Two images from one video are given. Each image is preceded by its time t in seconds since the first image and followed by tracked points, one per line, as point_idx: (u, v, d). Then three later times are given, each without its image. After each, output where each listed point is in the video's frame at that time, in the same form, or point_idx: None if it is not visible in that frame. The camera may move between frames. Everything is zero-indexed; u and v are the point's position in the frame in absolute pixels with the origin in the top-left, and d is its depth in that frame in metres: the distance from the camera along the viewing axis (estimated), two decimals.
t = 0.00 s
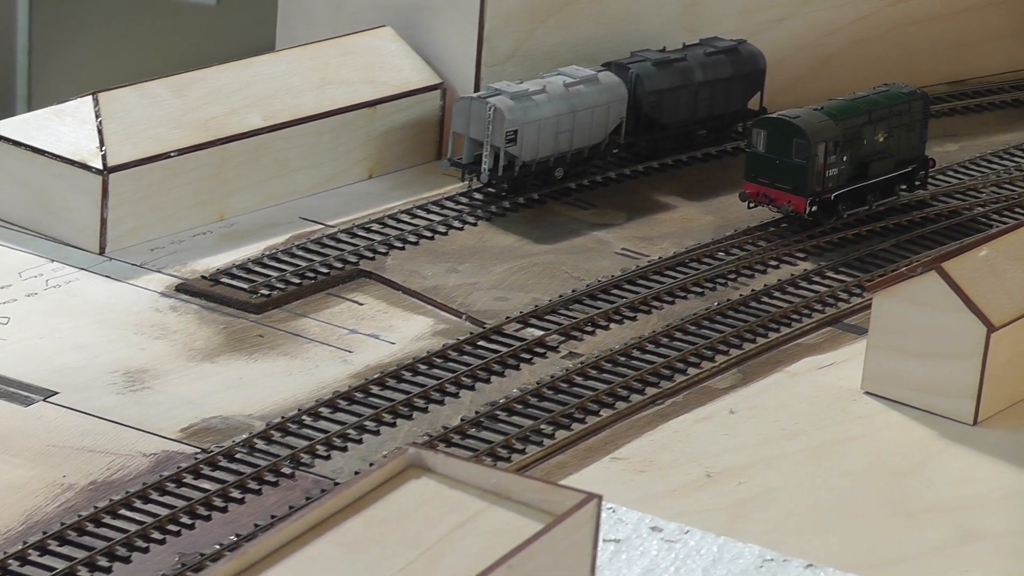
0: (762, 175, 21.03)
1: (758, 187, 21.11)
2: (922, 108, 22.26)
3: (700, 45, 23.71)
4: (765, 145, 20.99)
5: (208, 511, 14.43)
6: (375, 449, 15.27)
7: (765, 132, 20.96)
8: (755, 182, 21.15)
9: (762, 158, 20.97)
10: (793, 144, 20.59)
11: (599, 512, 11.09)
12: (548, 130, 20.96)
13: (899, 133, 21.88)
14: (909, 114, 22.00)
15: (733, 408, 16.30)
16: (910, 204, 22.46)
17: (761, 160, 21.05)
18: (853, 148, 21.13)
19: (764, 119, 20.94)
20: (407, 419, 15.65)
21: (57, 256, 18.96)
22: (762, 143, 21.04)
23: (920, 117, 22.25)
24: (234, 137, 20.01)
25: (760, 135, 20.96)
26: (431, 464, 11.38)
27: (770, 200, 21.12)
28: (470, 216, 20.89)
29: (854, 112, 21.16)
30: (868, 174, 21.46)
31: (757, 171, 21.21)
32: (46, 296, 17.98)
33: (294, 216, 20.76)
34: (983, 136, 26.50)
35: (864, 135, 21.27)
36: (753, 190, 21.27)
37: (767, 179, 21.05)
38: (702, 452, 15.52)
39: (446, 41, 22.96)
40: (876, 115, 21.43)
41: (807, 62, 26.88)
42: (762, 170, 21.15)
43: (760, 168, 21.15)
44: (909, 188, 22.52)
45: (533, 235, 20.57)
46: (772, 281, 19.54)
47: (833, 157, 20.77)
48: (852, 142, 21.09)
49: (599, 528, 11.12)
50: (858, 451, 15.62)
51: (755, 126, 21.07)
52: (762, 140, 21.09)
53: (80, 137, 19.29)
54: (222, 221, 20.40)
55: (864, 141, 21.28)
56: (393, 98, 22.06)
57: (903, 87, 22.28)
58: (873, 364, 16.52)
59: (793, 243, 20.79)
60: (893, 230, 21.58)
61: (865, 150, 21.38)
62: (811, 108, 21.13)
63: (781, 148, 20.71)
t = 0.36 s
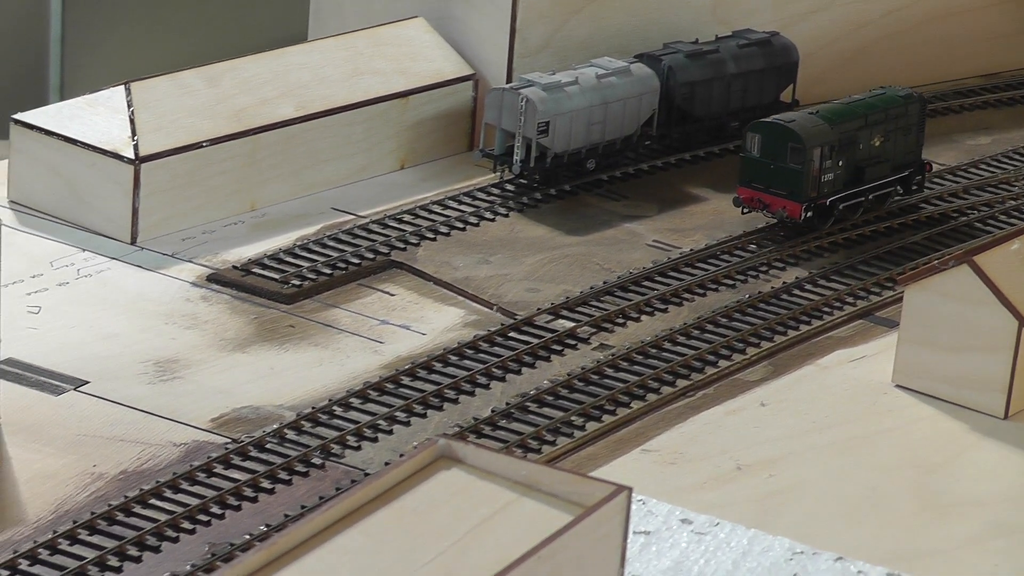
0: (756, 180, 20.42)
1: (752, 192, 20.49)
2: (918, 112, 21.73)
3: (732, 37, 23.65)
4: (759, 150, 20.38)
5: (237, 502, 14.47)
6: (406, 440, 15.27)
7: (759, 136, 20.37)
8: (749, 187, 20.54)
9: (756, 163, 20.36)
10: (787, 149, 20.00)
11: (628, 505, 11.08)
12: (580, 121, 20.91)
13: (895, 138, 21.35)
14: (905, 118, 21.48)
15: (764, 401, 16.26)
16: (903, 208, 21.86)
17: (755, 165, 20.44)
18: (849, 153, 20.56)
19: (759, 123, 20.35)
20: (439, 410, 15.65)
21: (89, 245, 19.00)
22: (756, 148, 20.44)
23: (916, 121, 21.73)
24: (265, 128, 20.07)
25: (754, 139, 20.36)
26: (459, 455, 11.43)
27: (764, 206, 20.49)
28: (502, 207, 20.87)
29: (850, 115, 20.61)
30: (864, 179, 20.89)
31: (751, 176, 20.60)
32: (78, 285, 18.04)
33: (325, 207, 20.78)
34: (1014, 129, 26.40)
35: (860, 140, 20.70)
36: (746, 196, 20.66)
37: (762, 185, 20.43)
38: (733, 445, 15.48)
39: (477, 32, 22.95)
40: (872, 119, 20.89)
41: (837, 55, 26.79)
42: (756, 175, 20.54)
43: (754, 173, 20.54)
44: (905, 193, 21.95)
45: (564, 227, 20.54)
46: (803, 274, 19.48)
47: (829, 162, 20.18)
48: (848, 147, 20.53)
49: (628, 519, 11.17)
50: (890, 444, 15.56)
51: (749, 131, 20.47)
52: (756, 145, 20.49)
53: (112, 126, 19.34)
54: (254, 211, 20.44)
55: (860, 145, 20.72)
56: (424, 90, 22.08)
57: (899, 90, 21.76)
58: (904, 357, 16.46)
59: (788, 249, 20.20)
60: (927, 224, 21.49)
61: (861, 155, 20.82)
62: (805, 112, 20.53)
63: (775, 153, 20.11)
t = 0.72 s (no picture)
0: (749, 184, 19.92)
1: (744, 197, 19.99)
2: (914, 113, 21.23)
3: (765, 28, 23.58)
4: (751, 154, 19.88)
5: (268, 493, 14.49)
6: (438, 431, 15.27)
7: (752, 139, 19.87)
8: (742, 192, 20.03)
9: (748, 167, 19.86)
10: (781, 152, 19.50)
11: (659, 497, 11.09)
12: (612, 112, 20.96)
13: (890, 140, 20.86)
14: (901, 120, 20.99)
15: (797, 392, 16.24)
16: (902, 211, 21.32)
17: (747, 169, 19.93)
18: (843, 156, 20.06)
19: (750, 126, 19.85)
20: (470, 401, 15.66)
21: (120, 236, 19.04)
22: (749, 151, 19.94)
23: (911, 123, 21.24)
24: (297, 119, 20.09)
25: (746, 143, 19.86)
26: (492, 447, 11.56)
27: (757, 211, 19.99)
28: (534, 198, 20.88)
29: (845, 117, 20.11)
30: (859, 182, 20.40)
31: (744, 180, 20.10)
32: (108, 276, 18.07)
33: (357, 197, 20.80)
34: None
35: (855, 143, 20.21)
36: (739, 200, 20.14)
37: (755, 189, 19.93)
38: (766, 436, 15.47)
39: (509, 22, 22.95)
40: (867, 121, 20.39)
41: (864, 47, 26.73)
42: (749, 179, 20.04)
43: (746, 177, 20.03)
44: (901, 196, 21.46)
45: (595, 218, 20.53)
46: (834, 265, 19.48)
47: (822, 166, 19.68)
48: (842, 151, 20.03)
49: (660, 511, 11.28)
50: (922, 435, 15.55)
51: (741, 134, 19.97)
52: (749, 149, 19.99)
53: (144, 117, 19.37)
54: (285, 202, 20.45)
55: (854, 148, 20.21)
56: (456, 81, 22.10)
57: (894, 91, 21.27)
58: (938, 349, 16.44)
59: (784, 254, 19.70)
60: (960, 212, 21.48)
61: (856, 158, 20.32)
62: (798, 115, 20.02)
63: (768, 156, 19.62)
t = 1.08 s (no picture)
0: (740, 190, 19.37)
1: (735, 203, 19.44)
2: (908, 116, 20.68)
3: (797, 18, 23.60)
4: (742, 159, 19.34)
5: (300, 483, 14.54)
6: (470, 422, 15.27)
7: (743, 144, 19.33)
8: (733, 198, 19.48)
9: (739, 172, 19.32)
10: (772, 157, 18.96)
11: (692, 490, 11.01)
12: (645, 103, 20.98)
13: (885, 144, 20.31)
14: (895, 123, 20.43)
15: (828, 383, 16.24)
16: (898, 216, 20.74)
17: (738, 175, 19.40)
18: (836, 161, 19.51)
19: (741, 130, 19.32)
20: (503, 392, 15.67)
21: (153, 227, 19.12)
22: (740, 156, 19.40)
23: (906, 127, 20.69)
24: (329, 109, 20.08)
25: (738, 147, 19.32)
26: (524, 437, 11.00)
27: (748, 217, 19.43)
28: (566, 188, 20.89)
29: (838, 121, 19.57)
30: (852, 187, 19.84)
31: (735, 186, 19.55)
32: (141, 267, 18.15)
33: (390, 188, 20.85)
34: None
35: (848, 147, 19.66)
36: (730, 206, 19.60)
37: (746, 195, 19.37)
38: (798, 427, 15.47)
39: (543, 12, 22.95)
40: (860, 125, 19.83)
41: (893, 38, 26.70)
42: (740, 185, 19.48)
43: (737, 183, 19.49)
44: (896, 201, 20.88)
45: (627, 209, 20.54)
46: (866, 256, 19.51)
47: (815, 171, 19.13)
48: (834, 155, 19.48)
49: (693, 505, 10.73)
50: (954, 427, 15.52)
51: (732, 138, 19.44)
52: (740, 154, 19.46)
53: (177, 108, 19.39)
54: (318, 193, 20.51)
55: (847, 152, 19.66)
56: (489, 71, 22.12)
57: (888, 93, 20.71)
58: (970, 340, 16.41)
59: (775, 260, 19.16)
60: (992, 203, 21.46)
61: (849, 162, 19.77)
62: (790, 118, 19.48)
63: (760, 162, 19.08)
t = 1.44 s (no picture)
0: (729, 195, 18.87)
1: (725, 208, 18.93)
2: (901, 119, 20.17)
3: (829, 8, 23.85)
4: (732, 163, 18.85)
5: (331, 473, 14.54)
6: (502, 412, 15.26)
7: (732, 148, 18.83)
8: (722, 203, 18.99)
9: (728, 177, 18.82)
10: (762, 161, 18.46)
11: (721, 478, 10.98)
12: (676, 94, 21.27)
13: (876, 147, 19.80)
14: (887, 126, 19.92)
15: (860, 372, 16.25)
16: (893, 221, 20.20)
17: (728, 180, 18.90)
18: (827, 165, 19.00)
19: (730, 134, 18.83)
20: (534, 381, 15.66)
21: (185, 217, 19.27)
22: (729, 160, 18.90)
23: (898, 129, 20.18)
24: (361, 99, 20.26)
25: (727, 152, 18.82)
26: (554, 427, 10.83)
27: (738, 222, 18.93)
28: (598, 178, 21.04)
29: (830, 125, 19.06)
30: (844, 192, 19.32)
31: (724, 191, 19.05)
32: (172, 257, 18.27)
33: (421, 178, 20.98)
34: None
35: (840, 151, 19.15)
36: (719, 211, 19.10)
37: (735, 200, 18.87)
38: (828, 416, 15.49)
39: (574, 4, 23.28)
40: (852, 129, 19.31)
41: (923, 29, 26.94)
42: (730, 190, 18.98)
43: (727, 188, 18.99)
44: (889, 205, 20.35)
45: (658, 199, 20.63)
46: (898, 246, 19.54)
47: (806, 176, 18.62)
48: (826, 160, 18.97)
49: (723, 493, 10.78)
50: (985, 418, 15.50)
51: (722, 142, 18.94)
52: (729, 158, 18.96)
53: (208, 98, 19.58)
54: (349, 182, 20.66)
55: (838, 156, 19.16)
56: (521, 61, 22.39)
57: (880, 96, 20.20)
58: (1001, 329, 16.40)
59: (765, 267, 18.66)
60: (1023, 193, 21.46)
61: (840, 167, 19.27)
62: (780, 122, 18.98)
63: (749, 166, 18.58)
